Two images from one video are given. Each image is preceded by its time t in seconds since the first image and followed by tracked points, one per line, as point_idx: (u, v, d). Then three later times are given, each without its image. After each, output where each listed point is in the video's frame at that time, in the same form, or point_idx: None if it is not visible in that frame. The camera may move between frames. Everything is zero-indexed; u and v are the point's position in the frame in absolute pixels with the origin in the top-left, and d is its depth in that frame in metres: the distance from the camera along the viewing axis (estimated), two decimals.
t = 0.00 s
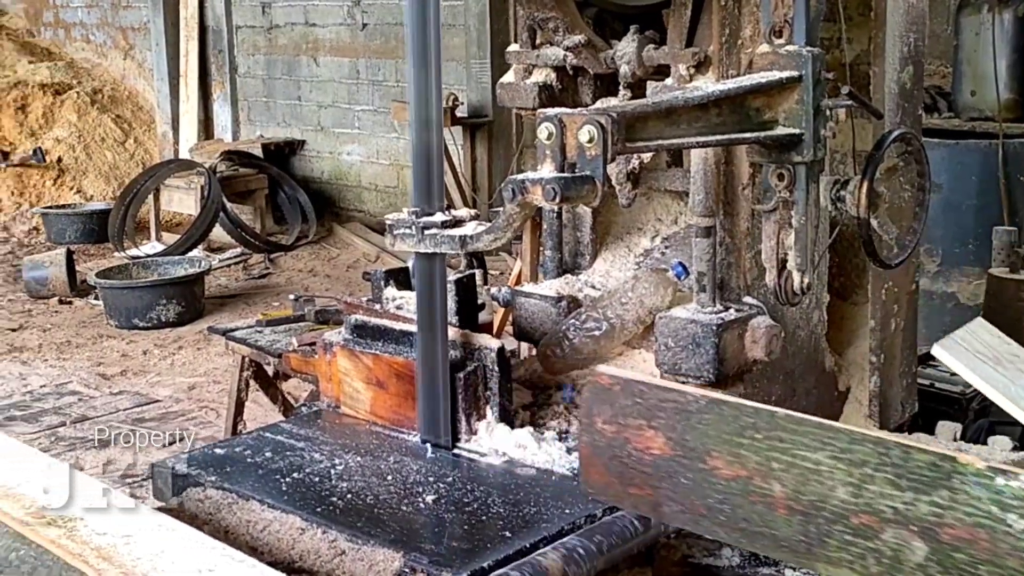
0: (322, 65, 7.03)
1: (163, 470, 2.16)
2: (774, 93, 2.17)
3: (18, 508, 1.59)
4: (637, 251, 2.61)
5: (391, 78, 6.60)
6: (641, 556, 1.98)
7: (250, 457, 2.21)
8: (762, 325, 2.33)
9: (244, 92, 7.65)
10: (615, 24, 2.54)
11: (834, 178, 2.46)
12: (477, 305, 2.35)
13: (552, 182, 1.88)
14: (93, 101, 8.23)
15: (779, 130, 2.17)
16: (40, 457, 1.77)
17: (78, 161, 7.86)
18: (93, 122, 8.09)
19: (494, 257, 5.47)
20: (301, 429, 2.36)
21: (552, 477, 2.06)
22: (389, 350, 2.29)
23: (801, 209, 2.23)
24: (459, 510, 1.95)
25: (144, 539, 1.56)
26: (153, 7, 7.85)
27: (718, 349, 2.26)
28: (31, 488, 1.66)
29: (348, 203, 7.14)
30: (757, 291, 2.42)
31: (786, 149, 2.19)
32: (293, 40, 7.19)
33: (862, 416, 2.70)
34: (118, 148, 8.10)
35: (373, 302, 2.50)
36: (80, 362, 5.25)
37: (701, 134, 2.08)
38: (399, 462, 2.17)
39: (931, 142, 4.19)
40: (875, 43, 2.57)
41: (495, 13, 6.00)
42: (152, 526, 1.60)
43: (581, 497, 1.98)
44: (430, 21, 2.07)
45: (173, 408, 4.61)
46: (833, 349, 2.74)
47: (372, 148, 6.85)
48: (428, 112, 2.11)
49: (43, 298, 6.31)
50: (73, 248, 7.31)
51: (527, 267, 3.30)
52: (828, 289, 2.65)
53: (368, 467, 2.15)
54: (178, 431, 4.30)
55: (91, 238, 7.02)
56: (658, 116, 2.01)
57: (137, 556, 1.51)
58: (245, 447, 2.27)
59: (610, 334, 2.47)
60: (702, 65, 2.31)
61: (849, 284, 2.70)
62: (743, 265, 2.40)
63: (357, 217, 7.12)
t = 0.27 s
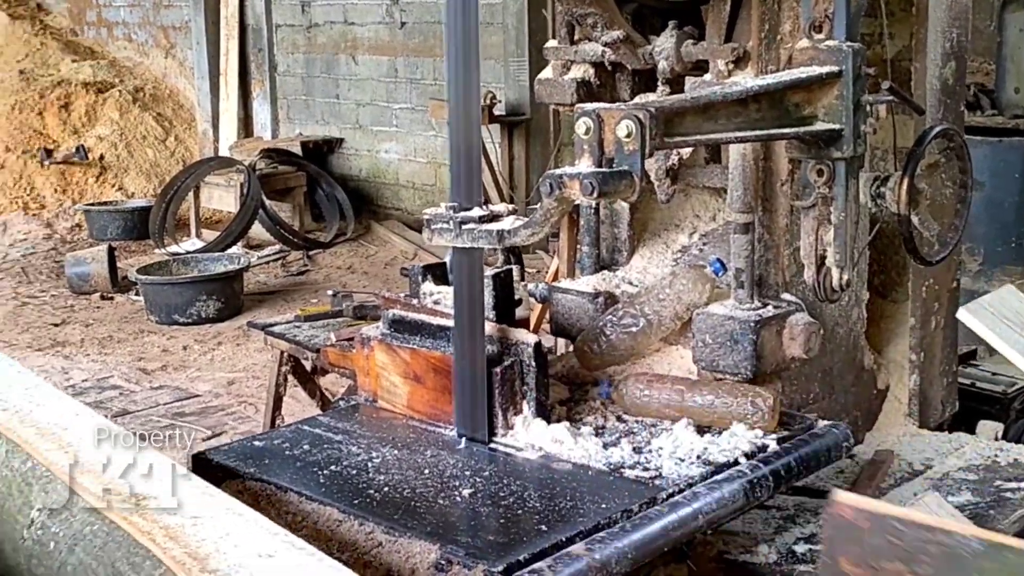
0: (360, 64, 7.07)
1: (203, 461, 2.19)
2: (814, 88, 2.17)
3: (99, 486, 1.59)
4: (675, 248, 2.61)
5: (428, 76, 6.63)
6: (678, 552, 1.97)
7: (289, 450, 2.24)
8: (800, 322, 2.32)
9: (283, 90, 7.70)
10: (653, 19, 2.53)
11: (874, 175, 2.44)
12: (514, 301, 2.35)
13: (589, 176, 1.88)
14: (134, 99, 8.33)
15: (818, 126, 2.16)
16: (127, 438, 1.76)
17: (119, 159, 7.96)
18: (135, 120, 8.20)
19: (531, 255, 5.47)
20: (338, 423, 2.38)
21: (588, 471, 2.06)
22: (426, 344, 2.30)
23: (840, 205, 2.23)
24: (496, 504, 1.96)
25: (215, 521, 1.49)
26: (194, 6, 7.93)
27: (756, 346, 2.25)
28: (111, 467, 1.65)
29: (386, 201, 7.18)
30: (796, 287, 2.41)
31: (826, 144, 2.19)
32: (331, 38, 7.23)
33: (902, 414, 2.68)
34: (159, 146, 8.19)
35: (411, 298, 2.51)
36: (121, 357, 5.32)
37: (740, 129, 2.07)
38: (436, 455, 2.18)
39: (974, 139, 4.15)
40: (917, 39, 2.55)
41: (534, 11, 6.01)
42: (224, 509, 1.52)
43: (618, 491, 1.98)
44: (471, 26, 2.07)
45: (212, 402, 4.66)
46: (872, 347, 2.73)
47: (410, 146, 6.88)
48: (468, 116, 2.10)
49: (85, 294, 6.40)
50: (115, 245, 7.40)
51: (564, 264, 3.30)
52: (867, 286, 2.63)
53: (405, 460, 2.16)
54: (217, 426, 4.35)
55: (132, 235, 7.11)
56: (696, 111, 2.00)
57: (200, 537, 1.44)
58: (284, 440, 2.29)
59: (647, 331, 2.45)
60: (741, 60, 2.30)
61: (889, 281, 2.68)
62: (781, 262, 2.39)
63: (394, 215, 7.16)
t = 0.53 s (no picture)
0: (409, 62, 7.11)
1: (253, 450, 2.22)
2: (867, 81, 2.15)
3: (134, 474, 1.66)
4: (723, 242, 2.60)
5: (477, 74, 6.65)
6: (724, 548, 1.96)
7: (337, 439, 2.26)
8: (851, 317, 2.29)
9: (332, 89, 7.76)
10: (703, 12, 2.52)
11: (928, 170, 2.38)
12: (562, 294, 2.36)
13: (640, 168, 1.89)
14: (186, 97, 8.44)
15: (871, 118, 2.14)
16: (158, 417, 1.83)
17: (172, 156, 8.06)
18: (187, 118, 8.30)
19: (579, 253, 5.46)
20: (386, 414, 2.40)
21: (635, 465, 2.06)
22: (474, 335, 2.31)
23: (893, 200, 2.19)
24: (543, 495, 1.96)
25: (256, 498, 1.55)
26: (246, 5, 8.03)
27: (806, 341, 2.23)
28: (146, 450, 1.71)
29: (434, 199, 7.21)
30: (846, 283, 2.39)
31: (878, 138, 2.16)
32: (381, 37, 7.28)
33: (954, 414, 2.65)
34: (211, 143, 8.28)
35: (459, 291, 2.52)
36: (173, 351, 5.39)
37: (790, 122, 2.06)
38: (483, 447, 2.18)
39: None
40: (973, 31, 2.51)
41: (582, 11, 6.01)
42: (265, 486, 1.58)
43: (665, 484, 1.97)
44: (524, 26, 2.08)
45: (260, 396, 4.71)
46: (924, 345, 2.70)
47: (458, 143, 6.90)
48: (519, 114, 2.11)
49: (138, 289, 6.49)
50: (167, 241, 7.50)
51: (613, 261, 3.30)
52: (919, 282, 2.60)
53: (452, 452, 2.17)
54: (266, 419, 4.39)
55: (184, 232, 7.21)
56: (746, 103, 1.99)
57: (237, 517, 1.51)
58: (332, 430, 2.31)
59: (695, 325, 2.44)
60: (792, 53, 2.28)
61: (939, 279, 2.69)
62: (831, 257, 2.37)
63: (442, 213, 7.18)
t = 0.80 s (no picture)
0: (477, 60, 7.15)
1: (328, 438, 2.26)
2: (947, 73, 2.13)
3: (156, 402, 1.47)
4: (797, 237, 2.58)
5: (544, 72, 6.66)
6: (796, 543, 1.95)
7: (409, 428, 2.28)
8: (928, 312, 2.26)
9: (400, 86, 7.83)
10: (779, 4, 2.50)
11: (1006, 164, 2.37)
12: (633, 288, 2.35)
13: (715, 159, 1.88)
14: (257, 94, 8.57)
15: (951, 111, 2.12)
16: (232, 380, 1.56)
17: (242, 152, 8.17)
18: (257, 115, 8.42)
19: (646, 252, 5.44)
20: (457, 404, 2.41)
21: (705, 458, 2.05)
22: (545, 328, 2.32)
23: (972, 193, 2.18)
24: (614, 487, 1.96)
25: (386, 430, 1.31)
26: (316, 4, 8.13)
27: (881, 337, 2.21)
28: (162, 383, 1.54)
29: (500, 196, 7.23)
30: (923, 278, 2.36)
31: (958, 130, 2.16)
32: (449, 35, 7.33)
33: None
34: (280, 140, 8.38)
35: (530, 283, 2.54)
36: (242, 344, 5.48)
37: (869, 114, 2.04)
38: (553, 438, 2.19)
39: None
40: None
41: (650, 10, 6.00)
42: (395, 423, 1.34)
43: (736, 478, 1.96)
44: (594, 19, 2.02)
45: (329, 388, 4.76)
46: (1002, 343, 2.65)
47: (524, 141, 6.92)
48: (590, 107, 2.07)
49: (208, 283, 6.60)
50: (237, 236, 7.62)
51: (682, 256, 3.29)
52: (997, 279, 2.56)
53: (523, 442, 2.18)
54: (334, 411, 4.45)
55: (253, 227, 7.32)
56: (825, 94, 1.98)
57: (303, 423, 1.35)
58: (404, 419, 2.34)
59: (768, 319, 2.44)
60: (871, 45, 2.24)
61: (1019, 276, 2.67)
62: (908, 252, 2.34)
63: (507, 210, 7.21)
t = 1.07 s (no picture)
0: (547, 55, 7.17)
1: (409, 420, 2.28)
2: None
3: (350, 395, 1.82)
4: (880, 229, 2.57)
5: (616, 67, 6.66)
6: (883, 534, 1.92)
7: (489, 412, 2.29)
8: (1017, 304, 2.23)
9: (471, 82, 7.88)
10: None
11: None
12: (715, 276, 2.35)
13: (803, 147, 1.90)
14: (329, 90, 8.67)
15: None
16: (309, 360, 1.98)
17: (313, 147, 8.26)
18: (329, 110, 8.50)
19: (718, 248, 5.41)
20: (536, 390, 2.43)
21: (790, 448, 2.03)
22: (627, 316, 2.33)
23: None
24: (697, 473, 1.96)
25: (516, 404, 1.77)
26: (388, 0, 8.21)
27: (968, 328, 2.18)
28: (339, 376, 1.91)
29: (569, 192, 7.24)
30: (1011, 271, 2.34)
31: None
32: (520, 30, 7.36)
33: None
34: (351, 135, 8.46)
35: (610, 271, 2.55)
36: (316, 334, 5.55)
37: (959, 103, 2.03)
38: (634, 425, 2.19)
39: None
40: None
41: (724, 4, 5.96)
42: (504, 400, 1.79)
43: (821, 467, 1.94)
44: (683, 27, 2.11)
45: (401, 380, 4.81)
46: None
47: (594, 137, 6.93)
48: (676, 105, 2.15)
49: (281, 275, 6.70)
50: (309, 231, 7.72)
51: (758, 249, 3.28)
52: None
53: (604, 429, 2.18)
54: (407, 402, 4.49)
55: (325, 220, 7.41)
56: (915, 82, 1.97)
57: (483, 409, 1.75)
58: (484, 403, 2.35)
59: (850, 311, 2.42)
60: (962, 33, 2.24)
61: None
62: (996, 243, 2.31)
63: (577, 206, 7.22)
